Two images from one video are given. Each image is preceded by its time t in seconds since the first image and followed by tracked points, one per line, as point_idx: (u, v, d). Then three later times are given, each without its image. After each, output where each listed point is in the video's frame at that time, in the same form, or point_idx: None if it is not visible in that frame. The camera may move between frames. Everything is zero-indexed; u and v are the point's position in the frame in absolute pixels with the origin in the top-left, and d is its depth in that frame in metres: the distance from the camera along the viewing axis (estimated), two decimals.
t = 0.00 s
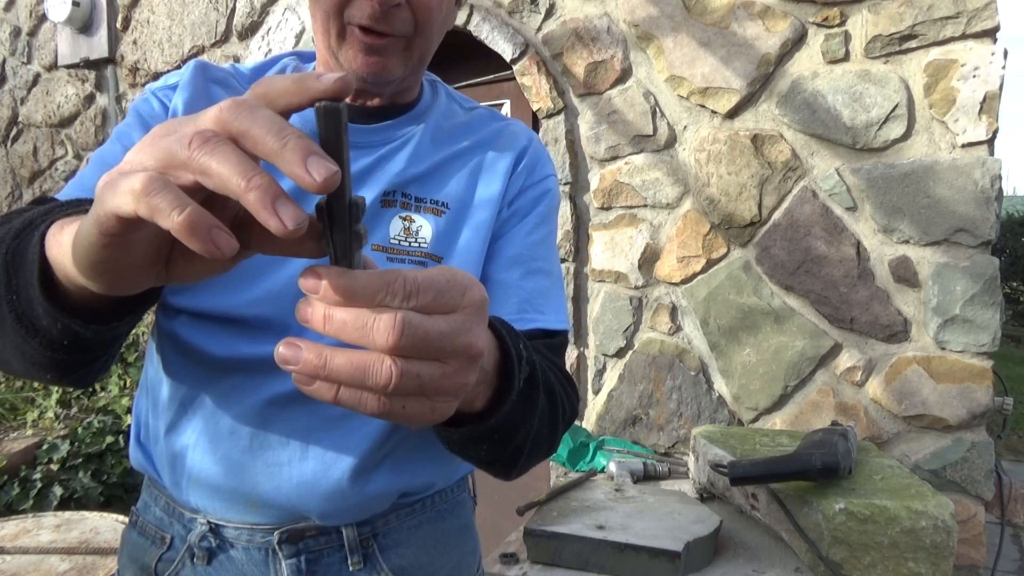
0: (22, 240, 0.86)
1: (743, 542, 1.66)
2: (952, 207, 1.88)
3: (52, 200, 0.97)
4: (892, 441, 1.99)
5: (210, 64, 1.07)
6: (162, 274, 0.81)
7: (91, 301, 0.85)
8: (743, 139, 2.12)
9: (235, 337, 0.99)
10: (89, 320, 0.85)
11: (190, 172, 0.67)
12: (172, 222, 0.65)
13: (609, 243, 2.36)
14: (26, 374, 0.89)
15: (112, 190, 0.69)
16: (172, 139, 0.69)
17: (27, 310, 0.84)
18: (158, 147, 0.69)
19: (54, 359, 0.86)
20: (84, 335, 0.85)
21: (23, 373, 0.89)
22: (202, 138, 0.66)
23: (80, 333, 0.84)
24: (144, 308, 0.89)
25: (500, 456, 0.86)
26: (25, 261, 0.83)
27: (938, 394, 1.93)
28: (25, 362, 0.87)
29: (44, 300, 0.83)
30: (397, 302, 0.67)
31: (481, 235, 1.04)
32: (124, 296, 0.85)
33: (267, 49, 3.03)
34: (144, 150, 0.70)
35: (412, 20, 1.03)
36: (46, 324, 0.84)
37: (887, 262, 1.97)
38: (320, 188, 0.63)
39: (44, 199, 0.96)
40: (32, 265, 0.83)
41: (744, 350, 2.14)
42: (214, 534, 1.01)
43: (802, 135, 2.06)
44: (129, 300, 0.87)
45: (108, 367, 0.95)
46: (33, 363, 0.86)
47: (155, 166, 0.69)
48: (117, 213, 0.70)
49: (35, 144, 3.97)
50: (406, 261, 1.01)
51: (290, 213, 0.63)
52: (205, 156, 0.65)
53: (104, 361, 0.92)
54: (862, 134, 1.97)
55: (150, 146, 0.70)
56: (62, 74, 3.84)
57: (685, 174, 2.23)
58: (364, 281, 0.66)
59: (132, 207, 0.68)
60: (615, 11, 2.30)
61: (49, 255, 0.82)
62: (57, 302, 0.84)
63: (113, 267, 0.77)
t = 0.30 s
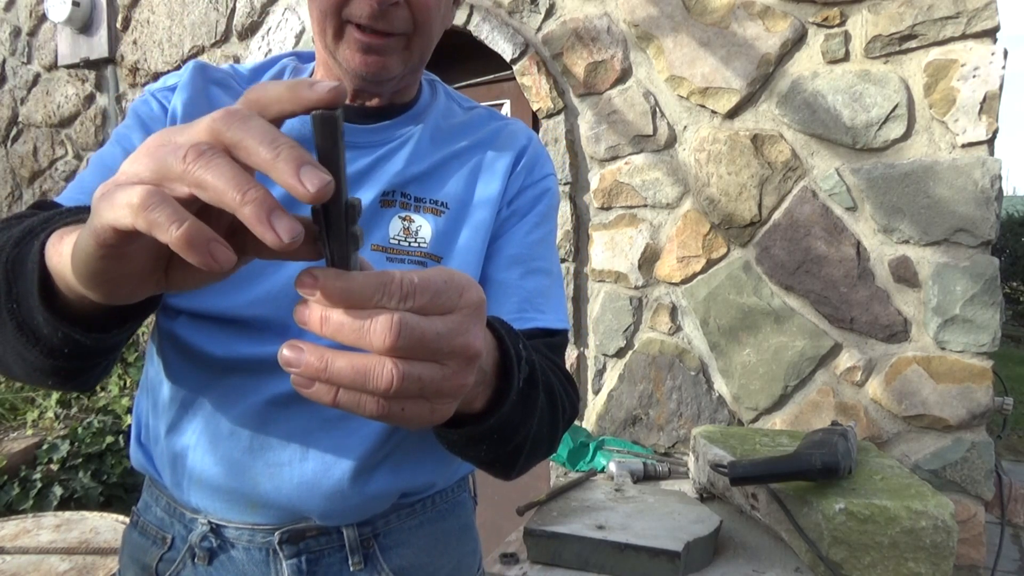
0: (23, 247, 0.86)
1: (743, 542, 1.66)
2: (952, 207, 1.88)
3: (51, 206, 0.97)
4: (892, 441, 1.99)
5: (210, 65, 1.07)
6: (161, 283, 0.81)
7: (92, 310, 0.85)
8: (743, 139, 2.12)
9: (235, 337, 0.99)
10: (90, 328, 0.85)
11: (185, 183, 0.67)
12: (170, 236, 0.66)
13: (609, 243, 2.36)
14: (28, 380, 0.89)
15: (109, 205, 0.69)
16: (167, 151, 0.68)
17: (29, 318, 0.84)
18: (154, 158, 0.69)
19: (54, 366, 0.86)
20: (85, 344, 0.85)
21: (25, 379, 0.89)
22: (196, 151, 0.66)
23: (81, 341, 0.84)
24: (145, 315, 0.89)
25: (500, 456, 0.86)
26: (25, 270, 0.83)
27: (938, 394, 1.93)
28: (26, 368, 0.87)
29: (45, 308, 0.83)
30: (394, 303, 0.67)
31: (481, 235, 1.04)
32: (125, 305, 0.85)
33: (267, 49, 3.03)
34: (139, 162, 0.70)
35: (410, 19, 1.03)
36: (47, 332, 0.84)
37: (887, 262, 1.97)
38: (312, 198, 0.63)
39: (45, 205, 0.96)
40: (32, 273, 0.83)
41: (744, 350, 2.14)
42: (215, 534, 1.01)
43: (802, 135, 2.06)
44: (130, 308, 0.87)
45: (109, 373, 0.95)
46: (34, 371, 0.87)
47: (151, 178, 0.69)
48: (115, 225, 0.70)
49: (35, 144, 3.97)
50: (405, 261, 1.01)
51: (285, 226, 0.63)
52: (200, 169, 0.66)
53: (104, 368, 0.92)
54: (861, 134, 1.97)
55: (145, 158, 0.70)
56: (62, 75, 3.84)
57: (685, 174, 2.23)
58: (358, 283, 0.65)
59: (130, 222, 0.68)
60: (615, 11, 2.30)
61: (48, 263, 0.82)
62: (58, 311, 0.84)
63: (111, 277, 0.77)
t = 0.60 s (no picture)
0: (24, 252, 0.86)
1: (743, 542, 1.66)
2: (952, 207, 1.88)
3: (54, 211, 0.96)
4: (892, 441, 1.99)
5: (210, 65, 1.07)
6: (162, 287, 0.81)
7: (94, 314, 0.85)
8: (743, 139, 2.12)
9: (236, 338, 0.99)
10: (92, 332, 0.85)
11: (182, 191, 0.67)
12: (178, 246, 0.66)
13: (609, 243, 2.36)
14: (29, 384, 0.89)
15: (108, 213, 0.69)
16: (162, 158, 0.68)
17: (31, 322, 0.84)
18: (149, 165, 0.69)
19: (56, 370, 0.86)
20: (86, 348, 0.85)
21: (26, 383, 0.89)
22: (192, 159, 0.66)
23: (83, 345, 0.84)
24: (147, 318, 0.89)
25: (501, 456, 0.86)
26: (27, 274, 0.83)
27: (938, 394, 1.93)
28: (28, 373, 0.87)
29: (48, 313, 0.83)
30: (393, 301, 0.67)
31: (482, 235, 1.04)
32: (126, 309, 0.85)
33: (267, 49, 3.03)
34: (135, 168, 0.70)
35: (410, 19, 1.03)
36: (49, 337, 0.84)
37: (887, 262, 1.97)
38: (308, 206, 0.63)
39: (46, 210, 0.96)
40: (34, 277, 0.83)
41: (744, 350, 2.14)
42: (217, 534, 1.01)
43: (802, 135, 2.06)
44: (132, 312, 0.87)
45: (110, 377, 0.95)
46: (35, 375, 0.86)
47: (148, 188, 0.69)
48: (113, 232, 0.70)
49: (35, 144, 3.97)
50: (406, 260, 1.01)
51: (283, 235, 0.63)
52: (196, 178, 0.66)
53: (105, 372, 0.92)
54: (861, 134, 1.97)
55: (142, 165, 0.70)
56: (62, 75, 3.84)
57: (685, 174, 2.23)
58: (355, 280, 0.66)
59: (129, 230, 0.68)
60: (615, 11, 2.30)
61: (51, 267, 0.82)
62: (60, 315, 0.84)
63: (111, 283, 0.77)
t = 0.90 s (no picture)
0: (26, 260, 0.86)
1: (743, 542, 1.66)
2: (952, 207, 1.88)
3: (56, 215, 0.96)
4: (892, 441, 1.99)
5: (211, 65, 1.07)
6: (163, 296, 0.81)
7: (96, 322, 0.85)
8: (743, 139, 2.12)
9: (237, 339, 0.99)
10: (94, 341, 0.85)
11: (181, 205, 0.67)
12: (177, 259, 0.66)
13: (609, 243, 2.36)
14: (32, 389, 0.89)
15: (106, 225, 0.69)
16: (161, 170, 0.68)
17: (33, 331, 0.84)
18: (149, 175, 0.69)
19: (59, 377, 0.86)
20: (89, 356, 0.85)
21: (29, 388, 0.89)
22: (191, 172, 0.66)
23: (86, 353, 0.85)
24: (149, 325, 0.89)
25: (502, 458, 0.86)
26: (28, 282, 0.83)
27: (938, 394, 1.93)
28: (31, 380, 0.87)
29: (50, 323, 0.83)
30: (393, 307, 0.67)
31: (484, 235, 1.04)
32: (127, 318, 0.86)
33: (267, 48, 3.03)
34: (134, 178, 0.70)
35: (412, 16, 1.03)
36: (52, 346, 0.84)
37: (887, 262, 1.97)
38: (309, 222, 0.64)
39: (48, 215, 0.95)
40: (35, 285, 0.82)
41: (744, 350, 2.14)
42: (219, 533, 1.01)
43: (802, 135, 2.06)
44: (132, 320, 0.87)
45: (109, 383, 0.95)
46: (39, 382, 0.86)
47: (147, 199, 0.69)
48: (112, 243, 0.69)
49: (35, 144, 3.97)
50: (409, 260, 1.01)
51: (282, 252, 0.63)
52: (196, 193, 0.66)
53: (106, 379, 0.93)
54: (861, 134, 1.97)
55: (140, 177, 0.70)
56: (62, 75, 3.84)
57: (685, 174, 2.23)
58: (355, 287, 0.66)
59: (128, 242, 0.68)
60: (615, 11, 2.30)
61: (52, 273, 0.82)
62: (62, 324, 0.84)
63: (111, 293, 0.77)
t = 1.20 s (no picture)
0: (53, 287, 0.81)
1: (743, 542, 1.66)
2: (952, 207, 1.88)
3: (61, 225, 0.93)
4: (892, 441, 1.99)
5: (212, 64, 1.07)
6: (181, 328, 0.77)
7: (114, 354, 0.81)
8: (743, 139, 2.12)
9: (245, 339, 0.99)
10: (112, 371, 0.82)
11: (188, 262, 0.62)
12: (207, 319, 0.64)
13: (609, 243, 2.36)
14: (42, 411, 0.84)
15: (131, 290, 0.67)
16: (162, 223, 0.63)
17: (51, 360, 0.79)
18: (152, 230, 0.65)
19: (74, 406, 0.81)
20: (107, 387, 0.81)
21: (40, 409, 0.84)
22: (192, 229, 0.62)
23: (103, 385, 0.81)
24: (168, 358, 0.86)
25: (510, 459, 0.87)
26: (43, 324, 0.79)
27: (938, 394, 1.93)
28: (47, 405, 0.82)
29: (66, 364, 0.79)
30: (403, 319, 0.65)
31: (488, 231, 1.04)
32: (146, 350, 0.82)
33: (267, 48, 3.03)
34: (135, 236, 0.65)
35: (418, 15, 1.03)
36: (70, 381, 0.79)
37: (887, 262, 1.97)
38: (323, 266, 0.60)
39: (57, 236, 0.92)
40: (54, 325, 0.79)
41: (744, 350, 2.14)
42: (233, 528, 1.01)
43: (802, 135, 2.06)
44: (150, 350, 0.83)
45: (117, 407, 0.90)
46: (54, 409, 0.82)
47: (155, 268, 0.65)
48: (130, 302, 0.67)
49: (35, 144, 3.98)
50: (415, 258, 1.01)
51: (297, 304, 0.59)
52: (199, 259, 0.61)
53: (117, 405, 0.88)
54: (861, 134, 1.97)
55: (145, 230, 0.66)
56: (62, 75, 3.85)
57: (685, 174, 2.23)
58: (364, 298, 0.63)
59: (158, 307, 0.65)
60: (615, 11, 2.30)
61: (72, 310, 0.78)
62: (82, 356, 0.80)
63: (132, 333, 0.74)
